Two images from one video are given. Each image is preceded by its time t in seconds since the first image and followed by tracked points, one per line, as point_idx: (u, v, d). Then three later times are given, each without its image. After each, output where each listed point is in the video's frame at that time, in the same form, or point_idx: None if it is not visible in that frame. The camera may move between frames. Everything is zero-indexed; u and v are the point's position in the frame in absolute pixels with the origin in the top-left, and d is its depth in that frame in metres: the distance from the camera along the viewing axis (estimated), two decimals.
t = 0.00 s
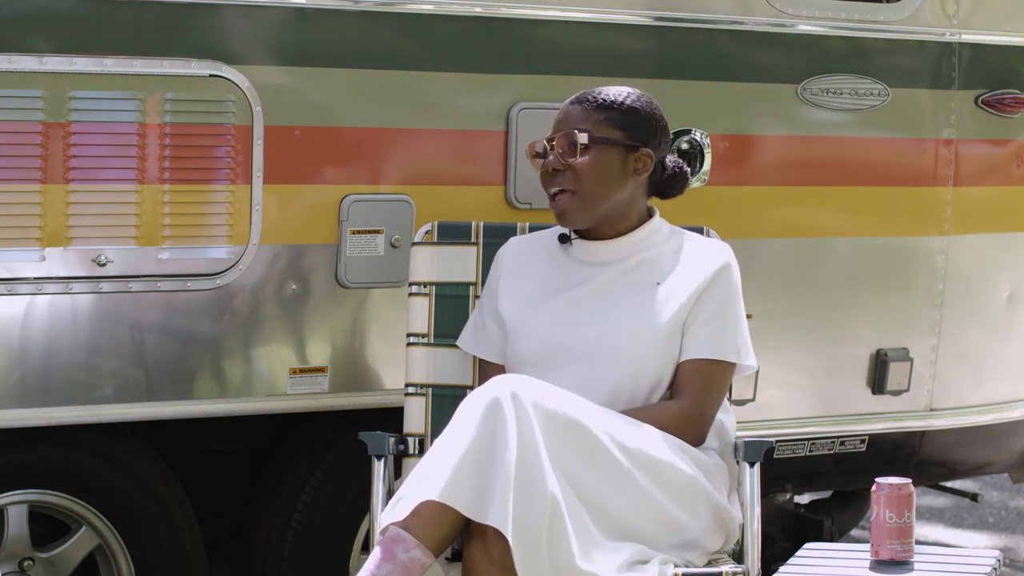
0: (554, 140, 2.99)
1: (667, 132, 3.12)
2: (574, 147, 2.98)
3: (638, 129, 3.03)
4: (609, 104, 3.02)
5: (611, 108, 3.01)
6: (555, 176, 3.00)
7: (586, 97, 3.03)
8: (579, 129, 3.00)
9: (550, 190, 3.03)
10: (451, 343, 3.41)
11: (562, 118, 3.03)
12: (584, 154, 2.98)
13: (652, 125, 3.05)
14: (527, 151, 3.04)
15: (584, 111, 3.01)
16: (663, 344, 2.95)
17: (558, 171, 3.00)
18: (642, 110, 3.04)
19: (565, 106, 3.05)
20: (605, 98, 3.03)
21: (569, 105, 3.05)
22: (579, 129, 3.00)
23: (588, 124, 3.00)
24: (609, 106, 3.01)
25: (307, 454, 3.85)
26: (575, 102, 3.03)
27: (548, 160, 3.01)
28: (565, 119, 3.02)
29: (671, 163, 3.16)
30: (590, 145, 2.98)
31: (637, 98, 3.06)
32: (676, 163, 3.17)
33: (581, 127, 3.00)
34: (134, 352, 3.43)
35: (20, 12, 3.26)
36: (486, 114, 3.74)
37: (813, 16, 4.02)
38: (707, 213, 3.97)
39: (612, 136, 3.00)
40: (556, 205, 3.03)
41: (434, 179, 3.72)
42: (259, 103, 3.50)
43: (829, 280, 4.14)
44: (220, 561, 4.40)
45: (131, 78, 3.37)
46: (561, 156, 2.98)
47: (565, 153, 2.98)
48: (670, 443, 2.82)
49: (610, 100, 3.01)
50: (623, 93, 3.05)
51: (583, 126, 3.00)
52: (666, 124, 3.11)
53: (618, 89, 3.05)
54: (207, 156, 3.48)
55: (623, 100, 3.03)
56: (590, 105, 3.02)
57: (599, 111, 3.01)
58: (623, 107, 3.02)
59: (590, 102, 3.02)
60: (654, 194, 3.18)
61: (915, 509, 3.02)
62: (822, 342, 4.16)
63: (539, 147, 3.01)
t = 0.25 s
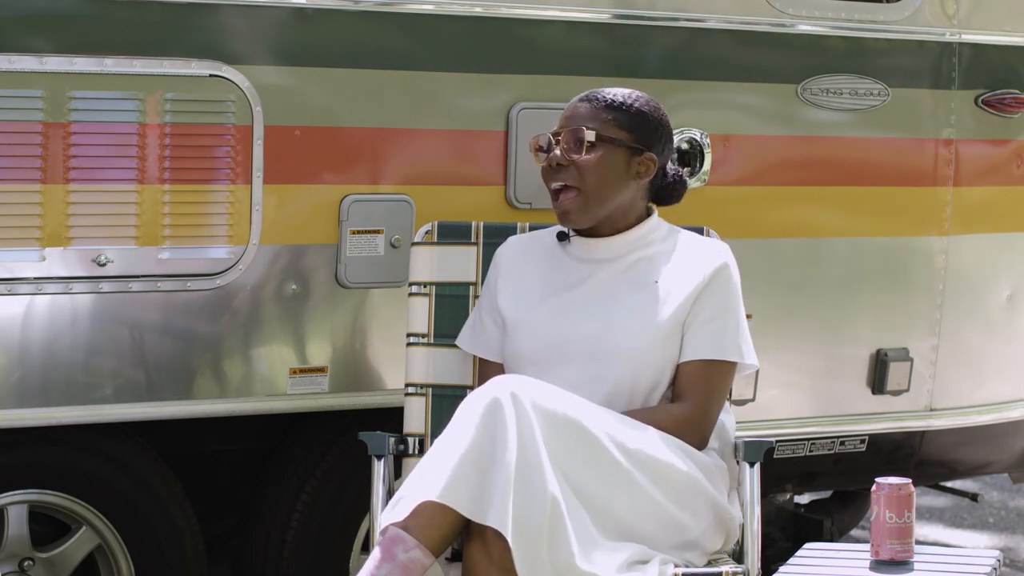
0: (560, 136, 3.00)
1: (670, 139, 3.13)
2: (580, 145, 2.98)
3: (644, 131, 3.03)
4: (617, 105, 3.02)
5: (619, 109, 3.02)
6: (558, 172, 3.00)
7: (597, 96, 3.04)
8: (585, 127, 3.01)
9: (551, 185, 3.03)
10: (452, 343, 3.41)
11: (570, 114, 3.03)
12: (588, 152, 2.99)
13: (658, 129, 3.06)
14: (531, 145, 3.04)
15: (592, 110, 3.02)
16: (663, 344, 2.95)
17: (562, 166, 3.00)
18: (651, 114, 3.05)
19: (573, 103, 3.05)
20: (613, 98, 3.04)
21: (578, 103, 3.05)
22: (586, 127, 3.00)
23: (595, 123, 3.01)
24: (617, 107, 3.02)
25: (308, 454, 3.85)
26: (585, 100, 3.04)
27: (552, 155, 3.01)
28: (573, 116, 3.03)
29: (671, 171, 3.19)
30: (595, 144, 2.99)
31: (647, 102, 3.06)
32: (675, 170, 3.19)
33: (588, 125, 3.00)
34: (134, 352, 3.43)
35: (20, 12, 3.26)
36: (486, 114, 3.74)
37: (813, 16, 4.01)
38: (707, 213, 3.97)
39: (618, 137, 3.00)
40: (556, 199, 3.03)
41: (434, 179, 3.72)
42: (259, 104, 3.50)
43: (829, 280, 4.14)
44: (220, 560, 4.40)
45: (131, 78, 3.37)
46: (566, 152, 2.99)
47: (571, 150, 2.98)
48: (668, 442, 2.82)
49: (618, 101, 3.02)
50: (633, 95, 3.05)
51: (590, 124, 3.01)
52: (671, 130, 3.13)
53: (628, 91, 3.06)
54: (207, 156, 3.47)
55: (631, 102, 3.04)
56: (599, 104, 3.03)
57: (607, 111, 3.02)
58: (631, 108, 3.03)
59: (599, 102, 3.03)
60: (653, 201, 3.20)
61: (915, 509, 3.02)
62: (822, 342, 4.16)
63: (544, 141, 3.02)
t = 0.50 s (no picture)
0: (561, 136, 3.00)
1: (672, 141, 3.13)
2: (581, 146, 2.98)
3: (645, 133, 3.03)
4: (619, 106, 3.02)
5: (621, 111, 3.01)
6: (557, 172, 3.00)
7: (599, 97, 3.03)
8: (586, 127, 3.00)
9: (551, 184, 3.03)
10: (451, 343, 3.41)
11: (572, 115, 3.02)
12: (590, 154, 2.99)
13: (659, 131, 3.06)
14: (532, 144, 3.04)
15: (594, 111, 3.01)
16: (663, 343, 2.96)
17: (562, 166, 3.00)
18: (653, 116, 3.04)
19: (575, 103, 3.05)
20: (615, 99, 3.03)
21: (580, 102, 3.05)
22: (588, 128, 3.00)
23: (597, 124, 3.00)
24: (619, 109, 3.01)
25: (308, 454, 3.85)
26: (587, 101, 3.03)
27: (553, 155, 3.00)
28: (574, 116, 3.02)
29: (671, 172, 3.19)
30: (596, 145, 2.99)
31: (649, 104, 3.06)
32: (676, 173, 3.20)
33: (590, 126, 3.00)
34: (134, 351, 3.43)
35: (20, 12, 3.26)
36: (486, 114, 3.73)
37: (813, 16, 4.01)
38: (707, 213, 3.97)
39: (619, 139, 3.00)
40: (555, 199, 3.03)
41: (434, 179, 3.72)
42: (259, 104, 3.50)
43: (829, 280, 4.14)
44: (220, 560, 4.39)
45: (131, 78, 3.37)
46: (567, 153, 2.98)
47: (571, 151, 2.98)
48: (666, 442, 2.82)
49: (620, 102, 3.02)
50: (635, 97, 3.05)
51: (591, 125, 3.00)
52: (672, 132, 3.13)
53: (631, 92, 3.05)
54: (207, 156, 3.47)
55: (633, 103, 3.03)
56: (601, 105, 3.02)
57: (609, 112, 3.01)
58: (633, 110, 3.02)
59: (601, 103, 3.02)
60: (652, 202, 3.21)
61: (915, 509, 3.02)
62: (822, 342, 4.16)
63: (545, 141, 3.01)
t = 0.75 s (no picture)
0: (561, 140, 2.98)
1: (673, 142, 3.13)
2: (581, 150, 2.97)
3: (646, 135, 3.02)
4: (619, 108, 3.01)
5: (622, 113, 3.00)
6: (558, 176, 2.99)
7: (599, 99, 3.02)
8: (586, 130, 2.99)
9: (551, 188, 3.02)
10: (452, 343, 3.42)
11: (572, 118, 3.01)
12: (590, 158, 2.97)
13: (660, 132, 3.05)
14: (532, 147, 3.03)
15: (594, 113, 3.00)
16: (664, 343, 2.96)
17: (562, 170, 2.99)
18: (653, 118, 3.04)
19: (574, 105, 3.04)
20: (615, 101, 3.02)
21: (580, 104, 3.04)
22: (588, 132, 2.99)
23: (597, 127, 2.99)
24: (620, 111, 3.00)
25: (308, 453, 3.85)
26: (587, 103, 3.02)
27: (554, 159, 3.00)
28: (575, 119, 3.01)
29: (673, 168, 3.20)
30: (597, 149, 2.98)
31: (650, 105, 3.05)
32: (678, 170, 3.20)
33: (590, 129, 2.99)
34: (133, 351, 3.43)
35: (20, 12, 3.26)
36: (486, 115, 3.74)
37: (813, 16, 4.01)
38: (707, 213, 3.97)
39: (620, 141, 2.99)
40: (555, 203, 3.02)
41: (434, 179, 3.72)
42: (259, 104, 3.50)
43: (829, 280, 4.14)
44: (220, 560, 4.39)
45: (131, 78, 3.37)
46: (567, 157, 2.98)
47: (572, 155, 2.97)
48: (665, 442, 2.81)
49: (620, 104, 3.01)
50: (635, 98, 3.04)
51: (591, 128, 2.99)
52: (673, 133, 3.13)
53: (632, 93, 3.04)
54: (207, 156, 3.48)
55: (633, 105, 3.02)
56: (601, 108, 3.01)
57: (609, 114, 3.00)
58: (633, 112, 3.01)
59: (601, 105, 3.01)
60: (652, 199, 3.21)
61: (915, 509, 3.02)
62: (822, 342, 4.15)
63: (546, 143, 3.01)
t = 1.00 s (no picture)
0: (566, 145, 2.99)
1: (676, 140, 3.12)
2: (586, 155, 2.97)
3: (649, 136, 3.02)
4: (622, 109, 3.00)
5: (625, 115, 3.00)
6: (563, 181, 3.00)
7: (602, 100, 3.01)
8: (590, 133, 2.99)
9: (556, 192, 3.03)
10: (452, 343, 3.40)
11: (576, 120, 3.01)
12: (595, 162, 2.97)
13: (663, 131, 3.05)
14: (537, 151, 3.03)
15: (597, 116, 2.99)
16: (665, 344, 2.96)
17: (567, 175, 2.99)
18: (656, 119, 3.03)
19: (577, 107, 3.03)
20: (618, 102, 3.01)
21: (583, 106, 3.03)
22: (592, 136, 2.98)
23: (601, 131, 2.98)
24: (624, 113, 2.99)
25: (307, 454, 3.85)
26: (590, 105, 3.00)
27: (558, 162, 3.00)
28: (578, 122, 3.00)
29: (675, 164, 3.20)
30: (601, 152, 2.97)
31: (653, 104, 3.05)
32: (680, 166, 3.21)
33: (594, 133, 2.98)
34: (134, 351, 3.43)
35: (20, 12, 3.26)
36: (486, 115, 3.74)
37: (813, 16, 4.01)
38: (707, 213, 3.97)
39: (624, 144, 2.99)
40: (561, 207, 3.03)
41: (434, 179, 3.72)
42: (259, 103, 3.50)
43: (829, 280, 4.14)
44: (220, 560, 4.39)
45: (131, 78, 3.37)
46: (572, 161, 2.98)
47: (576, 160, 2.97)
48: (666, 443, 2.81)
49: (623, 106, 3.00)
50: (638, 98, 3.03)
51: (595, 131, 2.99)
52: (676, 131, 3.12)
53: (634, 93, 3.03)
54: (207, 156, 3.47)
55: (636, 106, 3.01)
56: (604, 110, 3.00)
57: (612, 117, 2.99)
58: (637, 114, 3.01)
59: (604, 106, 3.00)
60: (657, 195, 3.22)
61: (915, 509, 3.02)
62: (822, 342, 4.15)
63: (549, 146, 3.00)
